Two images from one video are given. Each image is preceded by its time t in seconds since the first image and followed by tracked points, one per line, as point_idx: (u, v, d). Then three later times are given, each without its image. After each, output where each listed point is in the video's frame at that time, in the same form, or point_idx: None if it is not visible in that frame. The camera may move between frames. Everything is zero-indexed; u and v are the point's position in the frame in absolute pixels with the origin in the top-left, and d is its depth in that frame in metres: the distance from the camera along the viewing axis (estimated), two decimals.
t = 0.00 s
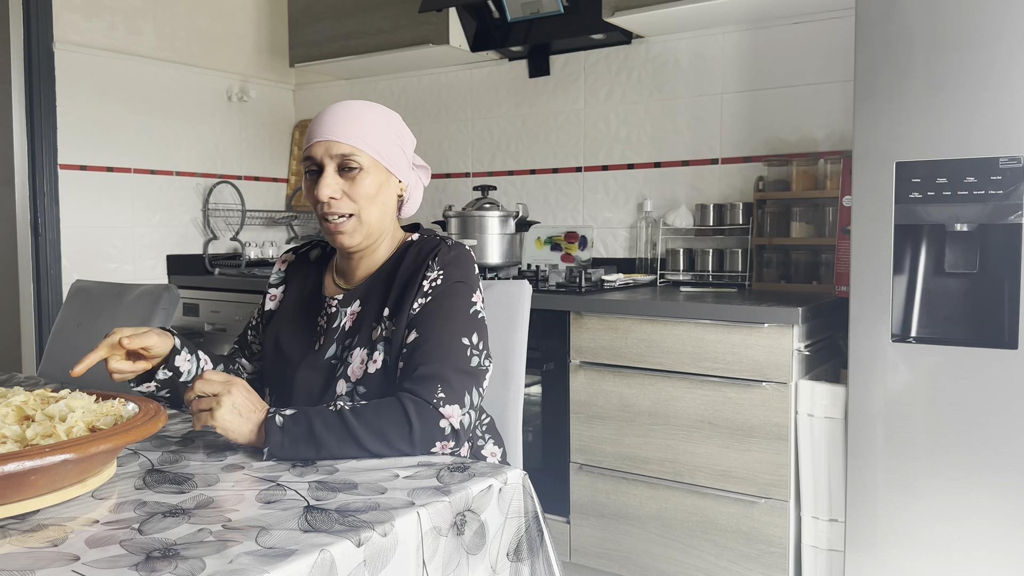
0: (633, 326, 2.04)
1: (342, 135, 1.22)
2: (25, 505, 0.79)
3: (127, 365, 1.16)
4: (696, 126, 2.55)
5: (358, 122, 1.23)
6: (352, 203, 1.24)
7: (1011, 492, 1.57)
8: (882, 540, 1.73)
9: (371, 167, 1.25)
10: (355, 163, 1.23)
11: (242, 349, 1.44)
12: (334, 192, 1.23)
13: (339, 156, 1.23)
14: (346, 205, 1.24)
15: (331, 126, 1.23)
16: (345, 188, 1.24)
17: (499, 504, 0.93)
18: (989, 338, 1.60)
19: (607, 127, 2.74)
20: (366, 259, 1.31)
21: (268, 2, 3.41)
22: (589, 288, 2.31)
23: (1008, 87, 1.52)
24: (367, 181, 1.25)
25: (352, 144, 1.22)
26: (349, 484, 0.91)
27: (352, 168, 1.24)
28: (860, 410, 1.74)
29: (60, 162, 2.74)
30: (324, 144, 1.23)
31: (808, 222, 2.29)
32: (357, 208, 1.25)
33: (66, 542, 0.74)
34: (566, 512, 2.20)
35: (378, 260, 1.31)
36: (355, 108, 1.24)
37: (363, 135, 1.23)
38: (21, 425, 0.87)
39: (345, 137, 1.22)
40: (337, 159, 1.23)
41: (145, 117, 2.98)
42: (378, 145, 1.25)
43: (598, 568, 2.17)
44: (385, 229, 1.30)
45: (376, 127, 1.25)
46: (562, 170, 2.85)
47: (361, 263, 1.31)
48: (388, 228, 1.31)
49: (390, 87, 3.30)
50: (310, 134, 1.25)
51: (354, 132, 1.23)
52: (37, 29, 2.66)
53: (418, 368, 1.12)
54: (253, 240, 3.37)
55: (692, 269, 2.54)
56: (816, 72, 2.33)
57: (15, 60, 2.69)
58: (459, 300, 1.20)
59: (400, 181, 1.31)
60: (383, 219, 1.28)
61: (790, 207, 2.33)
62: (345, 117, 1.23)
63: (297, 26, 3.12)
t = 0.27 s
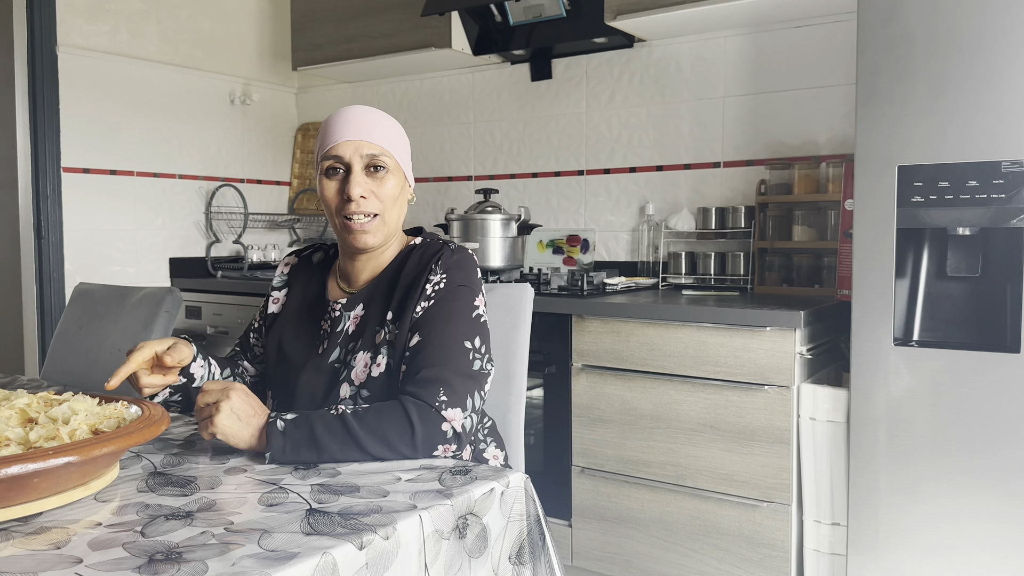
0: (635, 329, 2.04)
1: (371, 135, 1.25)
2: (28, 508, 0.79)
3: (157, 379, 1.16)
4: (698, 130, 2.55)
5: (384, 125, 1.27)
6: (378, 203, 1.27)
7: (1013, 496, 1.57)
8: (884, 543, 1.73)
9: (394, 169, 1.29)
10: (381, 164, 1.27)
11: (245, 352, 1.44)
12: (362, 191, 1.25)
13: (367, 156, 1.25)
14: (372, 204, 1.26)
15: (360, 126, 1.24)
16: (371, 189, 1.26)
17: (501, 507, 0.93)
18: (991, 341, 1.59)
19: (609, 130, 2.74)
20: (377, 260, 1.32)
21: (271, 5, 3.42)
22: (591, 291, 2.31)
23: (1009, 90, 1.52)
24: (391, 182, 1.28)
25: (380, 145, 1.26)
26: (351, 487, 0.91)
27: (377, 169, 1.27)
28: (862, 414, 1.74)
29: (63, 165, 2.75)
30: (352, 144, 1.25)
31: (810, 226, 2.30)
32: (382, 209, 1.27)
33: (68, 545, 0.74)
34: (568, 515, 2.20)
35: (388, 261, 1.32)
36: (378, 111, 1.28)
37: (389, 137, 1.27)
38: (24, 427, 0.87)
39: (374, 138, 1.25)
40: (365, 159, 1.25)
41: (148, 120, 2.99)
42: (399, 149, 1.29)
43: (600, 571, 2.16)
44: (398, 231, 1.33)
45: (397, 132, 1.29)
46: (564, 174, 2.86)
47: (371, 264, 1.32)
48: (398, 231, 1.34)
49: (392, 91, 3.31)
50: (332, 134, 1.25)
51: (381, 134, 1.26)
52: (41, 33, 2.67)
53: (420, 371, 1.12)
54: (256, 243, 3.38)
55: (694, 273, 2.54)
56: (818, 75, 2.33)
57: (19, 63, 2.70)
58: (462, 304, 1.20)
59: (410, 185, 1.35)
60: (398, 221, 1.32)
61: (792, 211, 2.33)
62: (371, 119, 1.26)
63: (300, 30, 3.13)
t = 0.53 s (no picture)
0: (637, 332, 2.04)
1: (339, 148, 1.22)
2: (31, 511, 0.79)
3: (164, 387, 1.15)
4: (699, 133, 2.55)
5: (358, 135, 1.23)
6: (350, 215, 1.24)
7: (1015, 500, 1.57)
8: (887, 547, 1.73)
9: (368, 180, 1.24)
10: (351, 177, 1.23)
11: (248, 355, 1.44)
12: (331, 205, 1.24)
13: (336, 169, 1.23)
14: (341, 218, 1.24)
15: (330, 138, 1.22)
16: (342, 202, 1.24)
17: (502, 511, 0.93)
18: (993, 345, 1.58)
19: (611, 134, 2.74)
20: (371, 268, 1.31)
21: (273, 9, 3.43)
22: (593, 294, 2.31)
23: (1010, 94, 1.52)
24: (364, 193, 1.24)
25: (347, 158, 1.22)
26: (353, 490, 0.91)
27: (347, 182, 1.23)
28: (864, 418, 1.74)
29: (65, 168, 2.76)
30: (322, 157, 1.23)
31: (812, 230, 2.31)
32: (353, 221, 1.25)
33: (71, 548, 0.74)
34: (570, 518, 2.20)
35: (383, 269, 1.31)
36: (355, 119, 1.24)
37: (361, 148, 1.23)
38: (27, 431, 0.87)
39: (340, 150, 1.22)
40: (335, 172, 1.23)
41: (150, 123, 2.99)
42: (377, 157, 1.24)
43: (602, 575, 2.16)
44: (385, 239, 1.30)
45: (375, 139, 1.24)
46: (566, 177, 2.86)
47: (365, 271, 1.31)
48: (389, 237, 1.30)
49: (394, 94, 3.32)
50: (311, 146, 1.25)
51: (352, 145, 1.22)
52: (44, 36, 2.67)
53: (423, 374, 1.12)
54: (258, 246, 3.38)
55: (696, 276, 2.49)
56: (819, 78, 2.34)
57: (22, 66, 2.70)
58: (464, 307, 1.20)
59: (402, 191, 1.30)
60: (381, 230, 1.28)
61: (793, 214, 2.33)
62: (343, 130, 1.22)
63: (302, 33, 3.13)
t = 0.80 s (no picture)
0: (638, 334, 2.04)
1: (346, 152, 1.21)
2: (33, 513, 0.79)
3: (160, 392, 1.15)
4: (700, 136, 2.56)
5: (364, 138, 1.22)
6: (358, 220, 1.24)
7: (1016, 502, 1.57)
8: (889, 550, 1.72)
9: (375, 183, 1.24)
10: (358, 180, 1.23)
11: (249, 357, 1.44)
12: (339, 209, 1.23)
13: (344, 173, 1.22)
14: (350, 222, 1.24)
15: (336, 142, 1.22)
16: (349, 206, 1.24)
17: (504, 513, 0.93)
18: (993, 347, 1.59)
19: (612, 136, 2.74)
20: (375, 271, 1.31)
21: (275, 12, 3.43)
22: (594, 297, 2.31)
23: (1011, 96, 1.52)
24: (372, 196, 1.24)
25: (354, 162, 1.22)
26: (354, 492, 0.91)
27: (355, 185, 1.23)
28: (865, 420, 1.73)
29: (67, 170, 2.76)
30: (328, 162, 1.22)
31: (813, 232, 2.30)
32: (361, 225, 1.24)
33: (72, 550, 0.74)
34: (571, 521, 2.20)
35: (387, 271, 1.32)
36: (359, 122, 1.23)
37: (367, 151, 1.22)
38: (28, 433, 0.87)
39: (347, 155, 1.21)
40: (342, 176, 1.22)
41: (151, 126, 2.99)
42: (382, 160, 1.24)
43: None
44: (390, 241, 1.30)
45: (380, 142, 1.24)
46: (567, 179, 2.86)
47: (368, 274, 1.31)
48: (393, 240, 1.31)
49: (396, 97, 3.32)
50: (314, 151, 1.24)
51: (359, 149, 1.22)
52: (46, 39, 2.68)
53: (424, 377, 1.12)
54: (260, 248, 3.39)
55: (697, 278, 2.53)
56: (820, 81, 2.34)
57: (24, 69, 2.71)
58: (465, 310, 1.20)
59: (405, 193, 1.30)
60: (387, 233, 1.28)
61: (795, 216, 2.33)
62: (348, 133, 1.22)
63: (303, 36, 3.14)
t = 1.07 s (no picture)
0: (638, 336, 2.04)
1: (374, 149, 1.25)
2: (33, 516, 0.79)
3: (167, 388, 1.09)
4: (701, 138, 2.56)
5: (389, 138, 1.27)
6: (383, 217, 1.27)
7: (1017, 504, 1.56)
8: (889, 552, 1.72)
9: (399, 181, 1.29)
10: (386, 177, 1.27)
11: (253, 360, 1.44)
12: (368, 205, 1.26)
13: (372, 170, 1.26)
14: (378, 218, 1.26)
15: (363, 139, 1.24)
16: (377, 203, 1.27)
17: (504, 516, 0.93)
18: (994, 350, 1.59)
19: (612, 138, 2.75)
20: (383, 270, 1.31)
21: (275, 14, 3.44)
22: (595, 299, 2.31)
23: (1011, 98, 1.52)
24: (396, 194, 1.29)
25: (384, 159, 1.26)
26: (355, 495, 0.91)
27: (382, 183, 1.27)
28: (866, 422, 1.73)
29: (67, 173, 2.76)
30: (357, 158, 1.25)
31: (813, 234, 2.30)
32: (387, 222, 1.27)
33: (72, 553, 0.74)
34: (572, 523, 2.20)
35: (395, 271, 1.32)
36: (381, 123, 1.27)
37: (393, 150, 1.27)
38: (29, 435, 0.87)
39: (377, 151, 1.25)
40: (370, 173, 1.26)
41: (152, 128, 3.00)
42: (405, 160, 1.30)
43: None
44: (403, 241, 1.33)
45: (401, 144, 1.29)
46: (567, 182, 2.86)
47: (377, 274, 1.31)
48: (403, 241, 1.34)
49: (396, 99, 3.32)
50: (337, 148, 1.25)
51: (386, 148, 1.26)
52: (46, 42, 2.68)
53: (425, 379, 1.12)
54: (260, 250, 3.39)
55: (697, 280, 2.53)
56: (821, 83, 2.34)
57: (25, 72, 2.71)
58: (467, 312, 1.20)
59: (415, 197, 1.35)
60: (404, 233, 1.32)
61: (795, 219, 2.33)
62: (375, 132, 1.26)
63: (304, 38, 3.14)
